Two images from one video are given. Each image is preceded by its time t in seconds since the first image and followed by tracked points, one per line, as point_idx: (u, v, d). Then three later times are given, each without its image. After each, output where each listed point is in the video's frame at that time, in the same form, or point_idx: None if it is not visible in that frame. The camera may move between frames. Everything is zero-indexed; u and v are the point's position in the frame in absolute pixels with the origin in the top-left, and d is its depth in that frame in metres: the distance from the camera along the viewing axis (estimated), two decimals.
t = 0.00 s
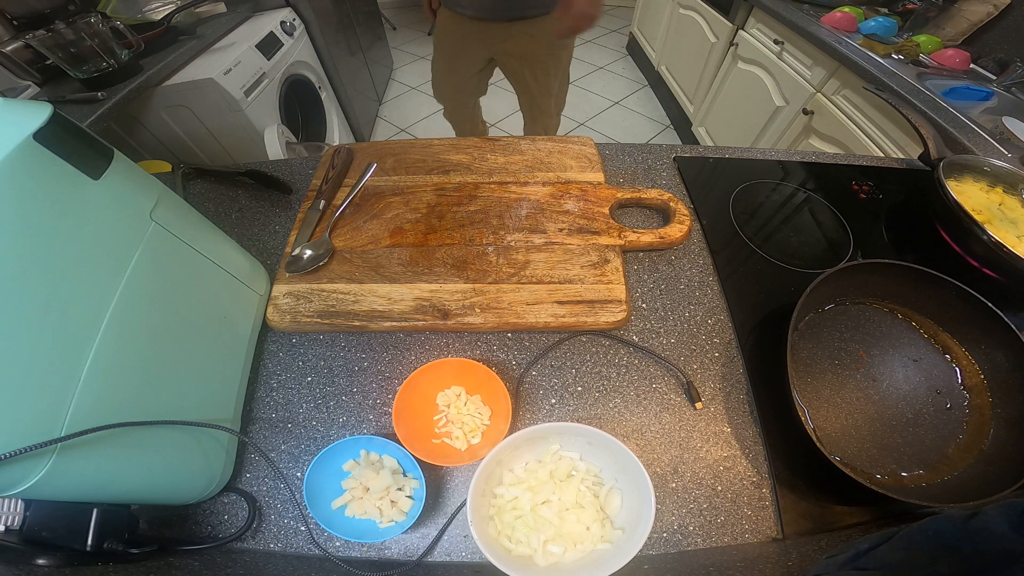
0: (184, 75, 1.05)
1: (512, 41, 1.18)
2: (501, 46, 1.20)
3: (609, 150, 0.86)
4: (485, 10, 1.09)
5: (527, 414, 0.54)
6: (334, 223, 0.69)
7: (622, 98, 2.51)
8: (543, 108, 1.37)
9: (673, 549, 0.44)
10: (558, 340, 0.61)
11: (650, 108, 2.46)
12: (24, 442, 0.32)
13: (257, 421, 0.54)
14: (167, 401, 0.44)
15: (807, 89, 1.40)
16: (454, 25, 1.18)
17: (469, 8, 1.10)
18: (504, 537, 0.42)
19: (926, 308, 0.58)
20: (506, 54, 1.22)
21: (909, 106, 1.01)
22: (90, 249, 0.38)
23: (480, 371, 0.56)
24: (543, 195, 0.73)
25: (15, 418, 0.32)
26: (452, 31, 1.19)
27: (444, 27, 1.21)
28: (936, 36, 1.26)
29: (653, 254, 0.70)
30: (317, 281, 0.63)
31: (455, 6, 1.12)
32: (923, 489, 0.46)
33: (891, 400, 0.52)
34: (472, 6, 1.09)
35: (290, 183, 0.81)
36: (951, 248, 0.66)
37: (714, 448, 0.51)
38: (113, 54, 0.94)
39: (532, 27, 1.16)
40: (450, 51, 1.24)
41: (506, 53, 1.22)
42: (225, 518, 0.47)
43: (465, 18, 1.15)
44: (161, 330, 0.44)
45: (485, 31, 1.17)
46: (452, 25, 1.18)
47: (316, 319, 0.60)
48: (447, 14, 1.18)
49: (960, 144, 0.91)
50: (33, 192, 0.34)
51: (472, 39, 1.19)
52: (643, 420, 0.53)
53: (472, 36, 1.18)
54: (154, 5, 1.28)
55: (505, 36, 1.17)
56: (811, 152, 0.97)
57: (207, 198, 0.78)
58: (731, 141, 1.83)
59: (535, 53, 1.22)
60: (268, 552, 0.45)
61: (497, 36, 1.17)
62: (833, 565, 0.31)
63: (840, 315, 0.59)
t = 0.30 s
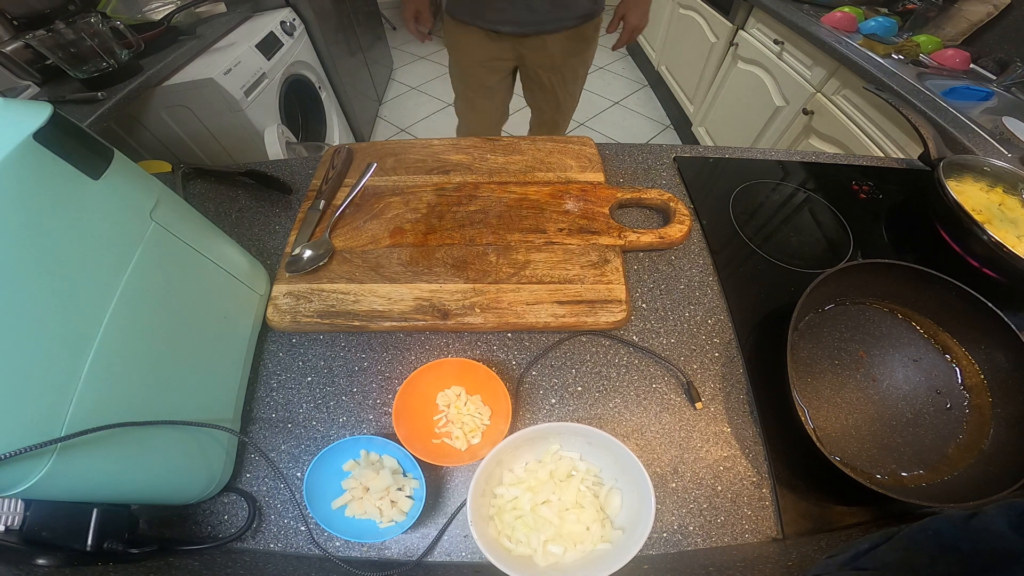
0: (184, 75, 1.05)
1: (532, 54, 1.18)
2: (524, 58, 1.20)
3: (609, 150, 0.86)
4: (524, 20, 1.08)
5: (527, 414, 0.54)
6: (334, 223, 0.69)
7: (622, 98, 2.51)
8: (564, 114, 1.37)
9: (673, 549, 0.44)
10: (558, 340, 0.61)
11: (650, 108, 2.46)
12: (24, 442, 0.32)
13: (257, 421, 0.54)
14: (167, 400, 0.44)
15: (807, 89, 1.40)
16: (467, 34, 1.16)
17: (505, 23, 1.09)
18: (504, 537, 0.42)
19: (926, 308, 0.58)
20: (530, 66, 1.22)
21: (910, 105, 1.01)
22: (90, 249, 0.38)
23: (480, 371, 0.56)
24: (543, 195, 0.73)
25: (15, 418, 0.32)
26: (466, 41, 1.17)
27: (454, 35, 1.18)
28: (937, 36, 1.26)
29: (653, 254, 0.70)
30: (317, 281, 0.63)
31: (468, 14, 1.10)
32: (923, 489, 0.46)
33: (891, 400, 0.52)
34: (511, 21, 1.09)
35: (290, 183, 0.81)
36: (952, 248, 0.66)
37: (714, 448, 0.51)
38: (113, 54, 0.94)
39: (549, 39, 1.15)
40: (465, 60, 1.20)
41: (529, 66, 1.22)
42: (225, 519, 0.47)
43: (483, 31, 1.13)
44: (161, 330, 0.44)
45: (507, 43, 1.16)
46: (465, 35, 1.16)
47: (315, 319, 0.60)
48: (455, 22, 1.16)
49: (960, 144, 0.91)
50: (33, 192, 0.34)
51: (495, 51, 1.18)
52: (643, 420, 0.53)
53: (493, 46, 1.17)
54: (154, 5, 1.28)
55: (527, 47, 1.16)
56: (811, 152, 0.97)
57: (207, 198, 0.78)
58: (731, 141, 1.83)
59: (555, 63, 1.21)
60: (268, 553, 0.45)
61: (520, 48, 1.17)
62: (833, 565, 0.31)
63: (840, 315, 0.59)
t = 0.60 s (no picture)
0: (184, 75, 1.05)
1: (556, 77, 1.10)
2: (546, 82, 1.13)
3: (609, 150, 0.86)
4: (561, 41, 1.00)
5: (527, 414, 0.54)
6: (334, 224, 0.69)
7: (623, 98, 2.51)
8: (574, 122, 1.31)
9: (673, 549, 0.44)
10: (558, 340, 0.61)
11: (650, 108, 2.46)
12: (25, 442, 0.32)
13: (257, 421, 0.54)
14: (167, 400, 0.44)
15: (807, 89, 1.40)
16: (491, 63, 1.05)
17: (539, 47, 1.00)
18: (504, 537, 0.42)
19: (925, 308, 0.58)
20: (550, 88, 1.15)
21: (910, 105, 1.01)
22: (90, 250, 0.38)
23: (480, 371, 0.56)
24: (542, 195, 0.73)
25: (16, 418, 0.32)
26: (485, 71, 1.06)
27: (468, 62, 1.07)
28: (936, 36, 1.26)
29: (653, 254, 0.70)
30: (317, 281, 0.63)
31: (491, 41, 1.00)
32: (923, 489, 0.46)
33: (891, 400, 0.52)
34: (546, 44, 1.00)
35: (290, 183, 0.81)
36: (951, 248, 0.66)
37: (714, 448, 0.51)
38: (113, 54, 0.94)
39: (575, 60, 1.07)
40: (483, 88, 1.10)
41: (549, 88, 1.15)
42: (225, 519, 0.47)
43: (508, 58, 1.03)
44: (161, 330, 0.44)
45: (533, 69, 1.08)
46: (485, 64, 1.05)
47: (315, 319, 0.60)
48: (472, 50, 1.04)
49: (960, 144, 0.91)
50: (33, 192, 0.34)
51: (521, 78, 1.09)
52: (643, 420, 0.53)
53: (519, 73, 1.07)
54: (154, 5, 1.28)
55: (551, 70, 1.09)
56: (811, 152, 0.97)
57: (207, 198, 0.78)
58: (731, 141, 1.83)
59: (575, 83, 1.15)
60: (268, 552, 0.45)
61: (544, 72, 1.09)
62: (833, 565, 0.31)
63: (840, 315, 0.59)
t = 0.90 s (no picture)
0: (184, 75, 1.05)
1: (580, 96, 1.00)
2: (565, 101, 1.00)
3: (609, 150, 0.86)
4: (594, 55, 0.92)
5: (527, 414, 0.54)
6: (334, 224, 0.69)
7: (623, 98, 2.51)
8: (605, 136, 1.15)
9: (673, 549, 0.44)
10: (558, 340, 0.61)
11: (650, 108, 2.46)
12: (25, 442, 0.32)
13: (257, 421, 0.54)
14: (166, 401, 0.44)
15: (807, 89, 1.40)
16: (501, 85, 0.94)
17: (570, 63, 0.91)
18: (504, 537, 0.42)
19: (926, 309, 0.58)
20: (573, 109, 1.03)
21: (910, 105, 1.01)
22: (91, 250, 0.38)
23: (480, 372, 0.56)
24: (541, 195, 0.73)
25: (17, 417, 0.32)
26: (495, 93, 0.95)
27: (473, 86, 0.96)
28: (937, 36, 1.26)
29: (652, 254, 0.70)
30: (317, 281, 0.63)
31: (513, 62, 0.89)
32: (923, 489, 0.46)
33: (891, 400, 0.52)
34: (577, 60, 0.91)
35: (290, 183, 0.81)
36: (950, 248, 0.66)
37: (714, 448, 0.51)
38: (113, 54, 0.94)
39: (600, 76, 0.98)
40: (493, 113, 0.98)
41: (572, 110, 1.03)
42: (225, 518, 0.47)
43: (522, 79, 0.93)
44: (161, 330, 0.44)
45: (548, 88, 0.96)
46: (496, 87, 0.94)
47: (316, 319, 0.60)
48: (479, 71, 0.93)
49: (961, 144, 0.91)
50: (33, 192, 0.34)
51: (539, 99, 0.97)
52: (643, 420, 0.53)
53: (536, 93, 0.96)
54: (154, 5, 1.28)
55: (575, 88, 0.98)
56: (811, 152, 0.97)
57: (207, 198, 0.78)
58: (731, 141, 1.82)
59: (603, 101, 1.04)
60: (268, 552, 0.45)
61: (568, 91, 0.98)
62: (833, 566, 0.31)
63: (840, 315, 0.59)
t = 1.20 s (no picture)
0: (184, 75, 1.05)
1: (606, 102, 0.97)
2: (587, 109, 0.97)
3: (609, 151, 0.86)
4: (620, 64, 0.90)
5: (527, 413, 0.54)
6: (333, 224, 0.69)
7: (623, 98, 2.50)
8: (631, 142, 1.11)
9: (673, 549, 0.44)
10: (558, 340, 0.61)
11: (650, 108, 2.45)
12: (26, 441, 0.33)
13: (257, 421, 0.54)
14: (167, 401, 0.44)
15: (807, 88, 1.40)
16: (523, 100, 0.92)
17: (597, 74, 0.89)
18: (504, 537, 0.42)
19: (926, 309, 0.58)
20: (598, 115, 1.01)
21: (911, 105, 1.01)
22: (92, 250, 0.38)
23: (480, 371, 0.56)
24: (541, 195, 0.73)
25: (18, 417, 0.32)
26: (518, 109, 0.93)
27: (494, 101, 0.94)
28: (937, 36, 1.26)
29: (652, 254, 0.70)
30: (317, 281, 0.63)
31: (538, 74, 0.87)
32: (923, 489, 0.46)
33: (891, 400, 0.52)
34: (604, 69, 0.89)
35: (290, 183, 0.81)
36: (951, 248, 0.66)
37: (714, 448, 0.51)
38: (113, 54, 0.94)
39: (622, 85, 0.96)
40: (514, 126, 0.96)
41: (599, 117, 1.01)
42: (225, 518, 0.47)
43: (547, 93, 0.91)
44: (161, 331, 0.44)
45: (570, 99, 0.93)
46: (519, 102, 0.92)
47: (316, 319, 0.60)
48: (500, 86, 0.91)
49: (961, 144, 0.91)
50: (32, 193, 0.34)
51: (564, 112, 0.95)
52: (643, 420, 0.53)
53: (562, 107, 0.94)
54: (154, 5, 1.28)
55: (601, 95, 0.96)
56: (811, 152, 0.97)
57: (207, 198, 0.78)
58: (731, 141, 1.82)
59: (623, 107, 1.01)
60: (268, 553, 0.45)
61: (594, 99, 0.96)
62: (833, 565, 0.31)
63: (840, 315, 0.59)
